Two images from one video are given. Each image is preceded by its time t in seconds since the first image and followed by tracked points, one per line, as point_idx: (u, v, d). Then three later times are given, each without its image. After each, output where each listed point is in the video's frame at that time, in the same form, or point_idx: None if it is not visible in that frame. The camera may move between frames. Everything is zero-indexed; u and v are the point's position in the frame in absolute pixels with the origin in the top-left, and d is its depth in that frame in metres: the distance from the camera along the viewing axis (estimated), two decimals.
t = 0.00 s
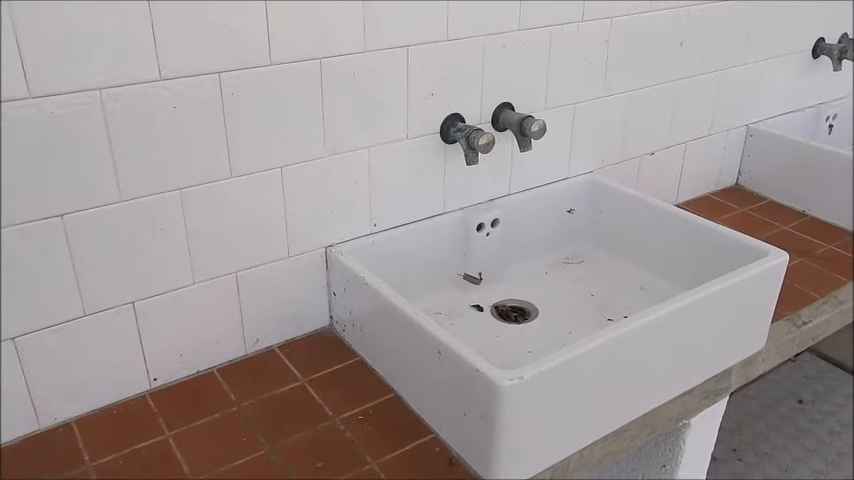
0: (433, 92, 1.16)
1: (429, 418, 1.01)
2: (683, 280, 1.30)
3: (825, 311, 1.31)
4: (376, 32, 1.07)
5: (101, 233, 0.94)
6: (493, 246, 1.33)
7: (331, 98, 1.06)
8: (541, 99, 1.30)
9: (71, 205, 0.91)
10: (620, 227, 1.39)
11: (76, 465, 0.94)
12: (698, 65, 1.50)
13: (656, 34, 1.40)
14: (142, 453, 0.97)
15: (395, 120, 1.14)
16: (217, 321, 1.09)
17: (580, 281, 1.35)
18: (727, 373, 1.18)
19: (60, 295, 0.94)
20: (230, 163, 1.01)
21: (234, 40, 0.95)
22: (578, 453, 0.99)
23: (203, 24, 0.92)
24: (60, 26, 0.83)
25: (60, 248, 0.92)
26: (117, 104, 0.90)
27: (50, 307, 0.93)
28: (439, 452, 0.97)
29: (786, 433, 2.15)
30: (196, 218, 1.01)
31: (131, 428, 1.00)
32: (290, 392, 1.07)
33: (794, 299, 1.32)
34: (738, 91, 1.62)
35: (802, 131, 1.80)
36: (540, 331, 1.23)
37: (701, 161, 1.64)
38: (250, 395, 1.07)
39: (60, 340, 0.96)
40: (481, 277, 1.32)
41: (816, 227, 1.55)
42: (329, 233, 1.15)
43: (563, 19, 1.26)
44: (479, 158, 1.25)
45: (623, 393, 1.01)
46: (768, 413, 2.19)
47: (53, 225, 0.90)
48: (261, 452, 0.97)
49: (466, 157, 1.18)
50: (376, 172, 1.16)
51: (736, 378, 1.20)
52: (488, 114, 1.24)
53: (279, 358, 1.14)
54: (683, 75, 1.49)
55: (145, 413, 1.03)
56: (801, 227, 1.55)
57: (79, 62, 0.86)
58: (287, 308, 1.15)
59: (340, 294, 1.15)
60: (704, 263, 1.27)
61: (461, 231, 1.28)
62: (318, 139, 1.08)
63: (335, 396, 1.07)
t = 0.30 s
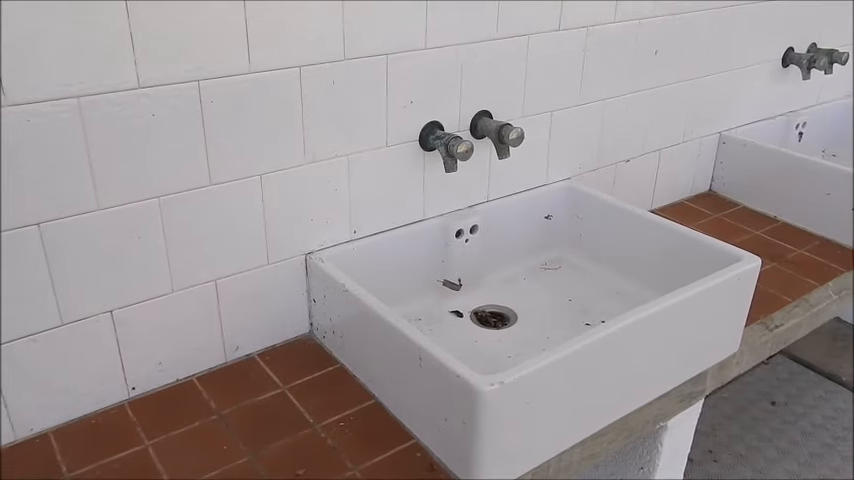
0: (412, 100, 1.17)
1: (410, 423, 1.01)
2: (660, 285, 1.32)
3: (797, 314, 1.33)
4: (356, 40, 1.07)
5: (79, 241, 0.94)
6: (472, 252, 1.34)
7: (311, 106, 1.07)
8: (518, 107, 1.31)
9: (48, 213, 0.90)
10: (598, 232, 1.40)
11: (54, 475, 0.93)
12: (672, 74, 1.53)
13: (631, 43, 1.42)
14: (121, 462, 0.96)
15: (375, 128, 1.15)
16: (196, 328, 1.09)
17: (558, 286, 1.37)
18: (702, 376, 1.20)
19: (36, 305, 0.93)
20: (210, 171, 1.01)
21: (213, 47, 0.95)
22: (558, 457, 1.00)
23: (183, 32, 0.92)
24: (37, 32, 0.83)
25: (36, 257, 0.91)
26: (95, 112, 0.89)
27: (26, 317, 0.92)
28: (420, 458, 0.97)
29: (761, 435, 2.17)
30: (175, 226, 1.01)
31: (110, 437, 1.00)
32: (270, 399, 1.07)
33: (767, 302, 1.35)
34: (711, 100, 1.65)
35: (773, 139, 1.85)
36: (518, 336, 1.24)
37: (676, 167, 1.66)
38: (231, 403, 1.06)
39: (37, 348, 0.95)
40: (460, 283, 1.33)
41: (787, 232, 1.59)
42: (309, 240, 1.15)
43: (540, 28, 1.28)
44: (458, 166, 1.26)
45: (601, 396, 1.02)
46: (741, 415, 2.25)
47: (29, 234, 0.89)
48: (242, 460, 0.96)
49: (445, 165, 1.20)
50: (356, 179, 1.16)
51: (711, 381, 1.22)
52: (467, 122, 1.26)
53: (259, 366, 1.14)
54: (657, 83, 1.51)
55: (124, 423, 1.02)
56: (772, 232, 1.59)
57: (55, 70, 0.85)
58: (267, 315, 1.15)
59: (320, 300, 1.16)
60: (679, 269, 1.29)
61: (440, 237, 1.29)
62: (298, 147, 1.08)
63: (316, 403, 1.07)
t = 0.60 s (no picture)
0: (394, 102, 1.18)
1: (392, 425, 1.02)
2: (639, 286, 1.33)
3: (773, 314, 1.35)
4: (337, 43, 1.08)
5: (58, 244, 0.93)
6: (453, 254, 1.35)
7: (293, 108, 1.07)
8: (499, 110, 1.32)
9: (26, 216, 0.89)
10: (578, 234, 1.42)
11: None
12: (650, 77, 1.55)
13: (610, 47, 1.44)
14: (101, 466, 0.95)
15: (357, 131, 1.15)
16: (177, 331, 1.08)
17: (539, 288, 1.38)
18: (681, 376, 1.21)
19: (14, 308, 0.92)
20: (190, 174, 1.01)
21: (194, 49, 0.95)
22: (539, 457, 1.01)
23: (164, 34, 0.92)
24: (16, 33, 0.82)
25: (15, 260, 0.90)
26: (74, 114, 0.89)
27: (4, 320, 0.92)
28: (402, 459, 0.98)
29: (738, 434, 2.19)
30: (156, 228, 1.00)
31: (90, 442, 0.99)
32: (252, 402, 1.07)
33: (743, 303, 1.37)
34: (689, 104, 1.67)
35: (749, 142, 1.88)
36: (500, 338, 1.25)
37: (655, 170, 1.68)
38: (212, 406, 1.06)
39: (16, 351, 0.94)
40: (442, 285, 1.34)
41: (762, 233, 1.62)
42: (291, 243, 1.15)
43: (521, 32, 1.29)
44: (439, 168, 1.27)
45: (581, 397, 1.03)
46: (719, 414, 2.27)
47: (7, 237, 0.89)
48: (224, 463, 0.96)
49: (426, 168, 1.21)
50: (338, 181, 1.17)
51: (690, 380, 1.23)
52: (448, 124, 1.26)
53: (240, 369, 1.14)
54: (636, 86, 1.53)
55: (104, 427, 1.01)
56: (748, 234, 1.62)
57: (34, 71, 0.85)
58: (248, 317, 1.15)
59: (302, 303, 1.16)
60: (657, 270, 1.31)
61: (422, 240, 1.30)
62: (280, 150, 1.08)
63: (298, 406, 1.07)
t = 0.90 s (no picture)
0: (374, 113, 1.18)
1: (373, 437, 1.01)
2: (618, 296, 1.34)
3: (750, 323, 1.36)
4: (316, 54, 1.08)
5: (33, 258, 0.92)
6: (433, 264, 1.35)
7: (272, 119, 1.07)
8: (478, 121, 1.33)
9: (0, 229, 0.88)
10: (558, 244, 1.42)
11: None
12: (628, 88, 1.56)
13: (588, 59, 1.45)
14: None
15: (336, 142, 1.15)
16: (155, 345, 1.07)
17: (519, 298, 1.39)
18: (660, 384, 1.22)
19: None
20: (168, 186, 1.00)
21: (172, 60, 0.95)
22: (520, 467, 1.01)
23: (142, 45, 0.91)
24: None
25: None
26: (50, 126, 0.88)
27: None
28: (384, 472, 0.97)
29: (718, 440, 2.21)
30: (134, 240, 0.99)
31: (66, 458, 0.97)
32: (232, 415, 1.06)
33: (720, 312, 1.39)
34: (666, 114, 1.69)
35: (725, 152, 1.90)
36: (480, 348, 1.25)
37: (633, 180, 1.70)
38: (191, 420, 1.05)
39: None
40: (422, 296, 1.34)
41: (739, 242, 1.64)
42: (270, 254, 1.15)
43: (500, 43, 1.30)
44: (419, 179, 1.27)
45: (562, 407, 1.03)
46: (698, 421, 2.29)
47: None
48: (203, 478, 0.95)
49: (406, 178, 1.21)
50: (318, 192, 1.16)
51: (669, 388, 1.24)
52: (428, 135, 1.27)
53: (219, 382, 1.13)
54: (613, 97, 1.55)
55: (80, 442, 1.00)
56: (725, 242, 1.64)
57: (9, 83, 0.84)
58: (227, 329, 1.14)
59: (282, 315, 1.15)
60: (636, 279, 1.32)
61: (402, 250, 1.30)
62: (259, 161, 1.08)
63: (278, 419, 1.06)
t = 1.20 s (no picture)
0: (349, 121, 1.18)
1: (352, 446, 1.01)
2: (595, 300, 1.35)
3: (725, 324, 1.38)
4: (291, 62, 1.07)
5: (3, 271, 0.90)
6: (411, 271, 1.35)
7: (247, 128, 1.06)
8: (454, 128, 1.33)
9: None
10: (535, 250, 1.43)
11: None
12: (602, 93, 1.58)
13: (562, 65, 1.47)
14: None
15: (312, 150, 1.15)
16: (131, 356, 1.06)
17: (496, 304, 1.39)
18: (638, 387, 1.23)
19: None
20: (141, 196, 0.99)
21: (144, 69, 0.94)
22: (499, 473, 1.01)
23: (113, 55, 0.91)
24: None
25: None
26: (20, 137, 0.87)
27: None
28: None
29: (696, 441, 2.23)
30: (107, 251, 0.98)
31: (39, 473, 0.96)
32: (209, 426, 1.05)
33: (696, 314, 1.40)
34: (641, 119, 1.71)
35: (699, 155, 1.92)
36: (459, 354, 1.25)
37: (608, 184, 1.71)
38: (168, 432, 1.04)
39: None
40: (400, 303, 1.34)
41: (713, 245, 1.66)
42: (246, 263, 1.14)
43: (474, 50, 1.30)
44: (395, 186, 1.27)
45: (540, 412, 1.04)
46: (677, 422, 2.31)
47: None
48: None
49: (382, 186, 1.21)
50: (294, 200, 1.16)
51: (646, 391, 1.25)
52: (404, 142, 1.27)
53: (196, 393, 1.12)
54: (587, 103, 1.56)
55: (53, 457, 0.98)
56: (700, 245, 1.65)
57: None
58: (204, 340, 1.13)
59: (259, 324, 1.14)
60: (612, 283, 1.33)
61: (379, 258, 1.30)
62: (234, 170, 1.07)
63: (256, 429, 1.05)
